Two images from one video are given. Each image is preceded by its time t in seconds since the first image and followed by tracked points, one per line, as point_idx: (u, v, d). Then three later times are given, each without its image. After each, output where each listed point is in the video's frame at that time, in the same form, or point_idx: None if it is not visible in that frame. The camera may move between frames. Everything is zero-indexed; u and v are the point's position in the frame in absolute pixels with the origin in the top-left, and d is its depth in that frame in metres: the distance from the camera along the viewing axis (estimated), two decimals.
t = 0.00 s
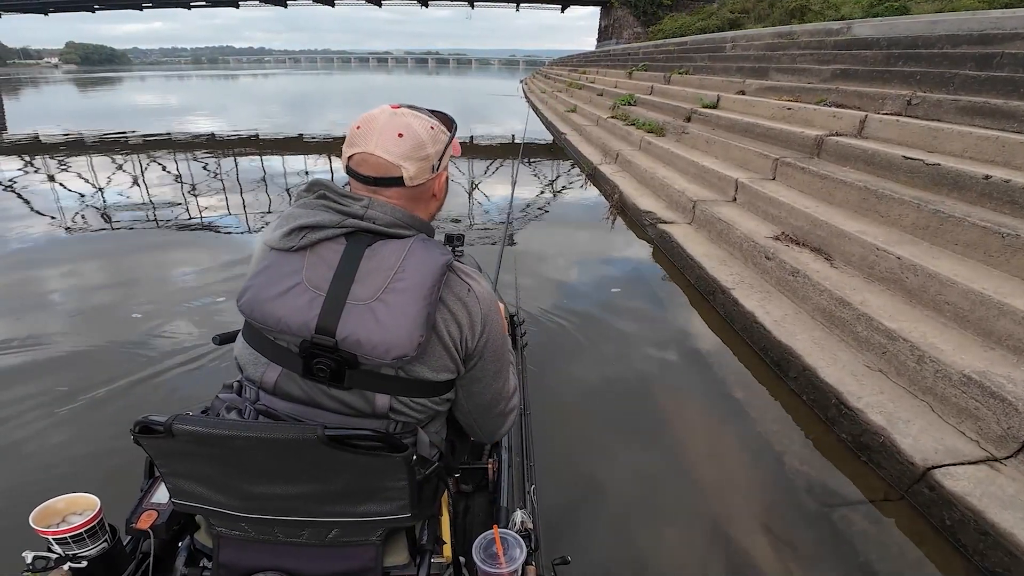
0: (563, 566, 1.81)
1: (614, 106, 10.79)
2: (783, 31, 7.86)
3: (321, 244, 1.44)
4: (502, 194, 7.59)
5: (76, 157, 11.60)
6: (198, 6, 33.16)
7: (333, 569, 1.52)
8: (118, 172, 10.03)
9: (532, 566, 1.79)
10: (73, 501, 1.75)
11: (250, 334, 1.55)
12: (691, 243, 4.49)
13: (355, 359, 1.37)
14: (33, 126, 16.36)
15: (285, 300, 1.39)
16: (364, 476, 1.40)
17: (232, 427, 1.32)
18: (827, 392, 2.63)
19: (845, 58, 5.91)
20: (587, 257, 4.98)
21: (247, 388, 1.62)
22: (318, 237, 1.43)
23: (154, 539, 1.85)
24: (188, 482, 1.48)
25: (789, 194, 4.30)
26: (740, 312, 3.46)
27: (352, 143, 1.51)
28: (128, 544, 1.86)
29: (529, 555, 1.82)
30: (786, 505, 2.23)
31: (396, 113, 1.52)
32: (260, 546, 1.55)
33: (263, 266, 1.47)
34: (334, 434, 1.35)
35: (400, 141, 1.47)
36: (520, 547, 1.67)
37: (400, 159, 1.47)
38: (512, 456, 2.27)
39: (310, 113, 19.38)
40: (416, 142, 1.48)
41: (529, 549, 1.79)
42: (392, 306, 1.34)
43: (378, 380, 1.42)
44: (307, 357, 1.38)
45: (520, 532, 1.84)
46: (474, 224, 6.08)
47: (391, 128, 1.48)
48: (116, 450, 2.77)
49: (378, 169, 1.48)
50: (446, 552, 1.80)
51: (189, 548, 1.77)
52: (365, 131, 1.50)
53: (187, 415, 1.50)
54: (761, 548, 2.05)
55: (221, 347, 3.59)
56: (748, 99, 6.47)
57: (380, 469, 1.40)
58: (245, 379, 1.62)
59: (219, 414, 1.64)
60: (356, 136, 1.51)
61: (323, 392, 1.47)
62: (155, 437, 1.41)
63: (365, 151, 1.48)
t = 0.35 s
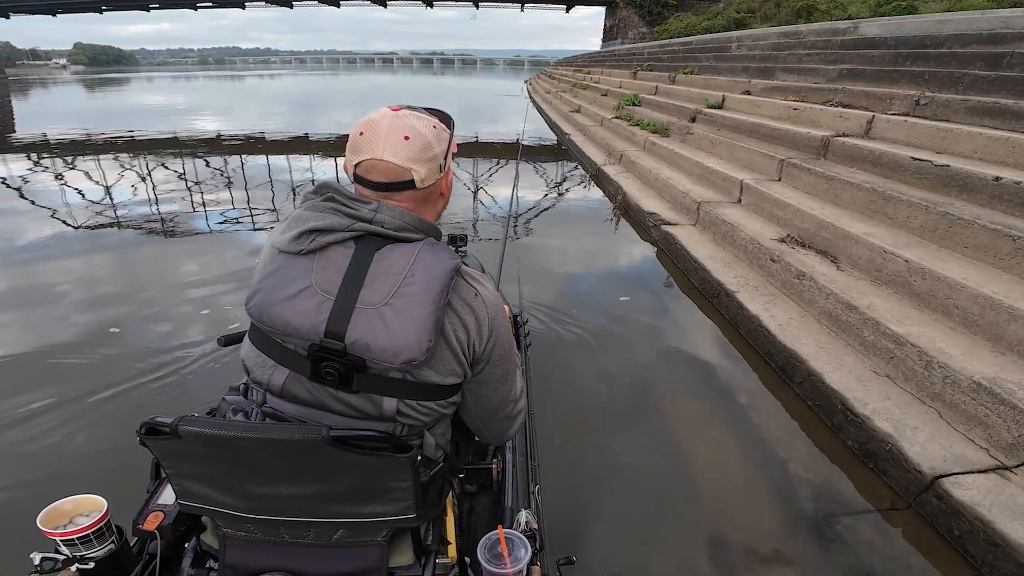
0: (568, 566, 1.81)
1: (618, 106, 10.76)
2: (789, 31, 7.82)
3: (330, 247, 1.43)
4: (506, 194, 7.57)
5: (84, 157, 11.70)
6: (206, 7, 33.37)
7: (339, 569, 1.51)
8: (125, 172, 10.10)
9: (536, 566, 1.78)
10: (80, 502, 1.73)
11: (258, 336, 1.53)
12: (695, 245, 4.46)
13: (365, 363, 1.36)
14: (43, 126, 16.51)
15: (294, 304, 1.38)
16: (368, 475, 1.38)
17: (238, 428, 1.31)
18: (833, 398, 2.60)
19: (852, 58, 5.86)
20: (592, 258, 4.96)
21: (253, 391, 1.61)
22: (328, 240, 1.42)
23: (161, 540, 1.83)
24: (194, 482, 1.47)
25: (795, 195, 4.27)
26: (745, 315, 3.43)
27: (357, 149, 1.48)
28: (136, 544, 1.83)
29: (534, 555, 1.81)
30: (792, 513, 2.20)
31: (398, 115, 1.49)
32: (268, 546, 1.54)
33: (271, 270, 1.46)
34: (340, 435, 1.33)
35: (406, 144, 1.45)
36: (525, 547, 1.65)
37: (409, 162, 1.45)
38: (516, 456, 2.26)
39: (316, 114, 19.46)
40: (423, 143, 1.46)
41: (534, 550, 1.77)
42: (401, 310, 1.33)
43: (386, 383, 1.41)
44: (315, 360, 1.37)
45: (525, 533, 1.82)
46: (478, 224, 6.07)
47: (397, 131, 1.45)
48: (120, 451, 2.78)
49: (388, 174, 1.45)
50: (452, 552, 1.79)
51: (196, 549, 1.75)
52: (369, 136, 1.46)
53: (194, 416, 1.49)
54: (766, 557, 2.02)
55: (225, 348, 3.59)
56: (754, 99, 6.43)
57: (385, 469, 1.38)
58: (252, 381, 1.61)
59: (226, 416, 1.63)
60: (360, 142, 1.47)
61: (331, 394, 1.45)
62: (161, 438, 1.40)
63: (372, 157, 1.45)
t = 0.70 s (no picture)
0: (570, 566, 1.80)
1: (621, 106, 10.73)
2: (794, 31, 7.78)
3: (329, 249, 1.42)
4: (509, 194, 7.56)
5: (90, 157, 11.76)
6: (212, 8, 33.52)
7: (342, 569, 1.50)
8: (131, 172, 10.14)
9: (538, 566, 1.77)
10: (84, 502, 1.72)
11: (258, 338, 1.52)
12: (698, 246, 4.44)
13: (366, 366, 1.34)
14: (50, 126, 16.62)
15: (294, 306, 1.36)
16: (370, 475, 1.37)
17: (240, 428, 1.30)
18: (836, 403, 2.57)
19: (857, 58, 5.82)
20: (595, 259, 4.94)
21: (255, 393, 1.60)
22: (327, 242, 1.41)
23: (166, 538, 1.82)
24: (196, 482, 1.46)
25: (799, 196, 4.24)
26: (747, 318, 3.41)
27: (354, 151, 1.47)
28: (139, 544, 1.81)
29: (536, 555, 1.80)
30: (794, 520, 2.17)
31: (394, 115, 1.47)
32: (270, 546, 1.52)
33: (270, 273, 1.45)
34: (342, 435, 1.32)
35: (404, 144, 1.44)
36: (527, 547, 1.64)
37: (407, 162, 1.44)
38: (518, 456, 2.25)
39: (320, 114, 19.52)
40: (420, 143, 1.45)
41: (536, 550, 1.76)
42: (402, 311, 1.32)
43: (387, 384, 1.40)
44: (315, 362, 1.35)
45: (527, 533, 1.81)
46: (481, 225, 6.06)
47: (394, 131, 1.44)
48: (121, 451, 2.77)
49: (386, 175, 1.44)
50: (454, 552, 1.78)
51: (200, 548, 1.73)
52: (365, 137, 1.45)
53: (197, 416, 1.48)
54: (769, 565, 2.00)
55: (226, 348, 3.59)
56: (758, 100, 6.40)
57: (387, 469, 1.37)
58: (253, 383, 1.60)
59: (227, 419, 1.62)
60: (357, 143, 1.46)
61: (332, 395, 1.44)
62: (163, 438, 1.38)
63: (369, 158, 1.44)
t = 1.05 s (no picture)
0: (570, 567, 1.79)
1: (624, 106, 10.70)
2: (797, 30, 7.73)
3: (327, 249, 1.41)
4: (511, 194, 7.54)
5: (95, 157, 11.81)
6: (217, 9, 33.66)
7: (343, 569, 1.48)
8: (135, 172, 10.18)
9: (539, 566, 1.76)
10: (85, 501, 1.70)
11: (258, 339, 1.51)
12: (700, 248, 4.41)
13: (365, 365, 1.33)
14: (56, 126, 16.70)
15: (292, 306, 1.35)
16: (371, 475, 1.35)
17: (241, 428, 1.28)
18: (839, 409, 2.55)
19: (861, 57, 5.77)
20: (597, 259, 4.91)
21: (255, 394, 1.58)
22: (325, 241, 1.40)
23: (166, 539, 1.80)
24: (196, 482, 1.44)
25: (802, 197, 4.20)
26: (749, 321, 3.38)
27: (351, 151, 1.45)
28: (140, 543, 1.80)
29: (536, 555, 1.79)
30: (796, 527, 2.14)
31: (391, 114, 1.46)
32: (271, 546, 1.50)
33: (268, 273, 1.43)
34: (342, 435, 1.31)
35: (402, 143, 1.42)
36: (528, 547, 1.62)
37: (404, 161, 1.43)
38: (520, 456, 2.24)
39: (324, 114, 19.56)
40: (418, 142, 1.43)
41: (536, 550, 1.75)
42: (400, 309, 1.30)
43: (388, 383, 1.38)
44: (314, 362, 1.34)
45: (528, 533, 1.80)
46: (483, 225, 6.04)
47: (391, 130, 1.42)
48: (121, 452, 2.76)
49: (385, 174, 1.43)
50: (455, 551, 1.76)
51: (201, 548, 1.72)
52: (363, 137, 1.43)
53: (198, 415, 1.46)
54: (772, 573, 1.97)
55: (227, 349, 3.58)
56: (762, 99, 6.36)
57: (388, 469, 1.35)
58: (253, 383, 1.58)
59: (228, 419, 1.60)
60: (354, 143, 1.44)
61: (332, 394, 1.43)
62: (164, 438, 1.37)
63: (367, 157, 1.42)
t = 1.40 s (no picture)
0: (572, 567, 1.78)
1: (625, 107, 10.68)
2: (800, 30, 7.70)
3: (329, 248, 1.39)
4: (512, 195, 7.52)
5: (99, 157, 11.84)
6: (220, 9, 33.76)
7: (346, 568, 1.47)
8: (139, 171, 10.19)
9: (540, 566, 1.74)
10: (88, 502, 1.69)
11: (260, 339, 1.50)
12: (701, 249, 4.39)
13: (368, 362, 1.32)
14: (61, 126, 16.76)
15: (294, 305, 1.34)
16: (373, 475, 1.34)
17: (242, 428, 1.27)
18: (841, 414, 2.53)
19: (865, 57, 5.75)
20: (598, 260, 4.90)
21: (257, 394, 1.57)
22: (326, 240, 1.38)
23: (169, 540, 1.78)
24: (199, 482, 1.43)
25: (805, 199, 4.18)
26: (750, 324, 3.36)
27: (347, 151, 1.44)
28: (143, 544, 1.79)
29: (538, 555, 1.78)
30: (798, 534, 2.12)
31: (385, 113, 1.45)
32: (274, 546, 1.49)
33: (269, 274, 1.42)
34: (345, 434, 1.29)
35: (397, 142, 1.41)
36: (530, 547, 1.61)
37: (401, 159, 1.42)
38: (522, 457, 2.23)
39: (327, 114, 19.60)
40: (415, 139, 1.42)
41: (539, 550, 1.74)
42: (402, 306, 1.29)
43: (390, 381, 1.37)
44: (317, 361, 1.33)
45: (530, 533, 1.79)
46: (485, 225, 6.03)
47: (387, 129, 1.41)
48: (120, 453, 2.75)
49: (383, 173, 1.41)
50: (456, 551, 1.75)
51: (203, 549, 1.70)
52: (358, 137, 1.42)
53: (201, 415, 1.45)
54: None
55: (228, 349, 3.58)
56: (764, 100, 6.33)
57: (390, 469, 1.34)
58: (255, 383, 1.57)
59: (230, 419, 1.59)
60: (350, 143, 1.43)
61: (334, 393, 1.41)
62: (168, 439, 1.35)
63: (364, 157, 1.41)
